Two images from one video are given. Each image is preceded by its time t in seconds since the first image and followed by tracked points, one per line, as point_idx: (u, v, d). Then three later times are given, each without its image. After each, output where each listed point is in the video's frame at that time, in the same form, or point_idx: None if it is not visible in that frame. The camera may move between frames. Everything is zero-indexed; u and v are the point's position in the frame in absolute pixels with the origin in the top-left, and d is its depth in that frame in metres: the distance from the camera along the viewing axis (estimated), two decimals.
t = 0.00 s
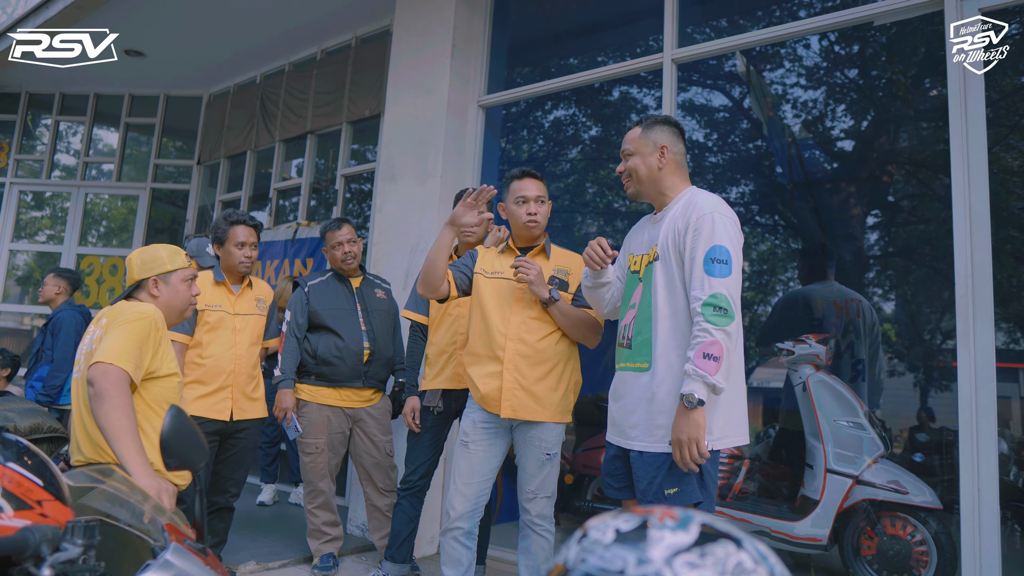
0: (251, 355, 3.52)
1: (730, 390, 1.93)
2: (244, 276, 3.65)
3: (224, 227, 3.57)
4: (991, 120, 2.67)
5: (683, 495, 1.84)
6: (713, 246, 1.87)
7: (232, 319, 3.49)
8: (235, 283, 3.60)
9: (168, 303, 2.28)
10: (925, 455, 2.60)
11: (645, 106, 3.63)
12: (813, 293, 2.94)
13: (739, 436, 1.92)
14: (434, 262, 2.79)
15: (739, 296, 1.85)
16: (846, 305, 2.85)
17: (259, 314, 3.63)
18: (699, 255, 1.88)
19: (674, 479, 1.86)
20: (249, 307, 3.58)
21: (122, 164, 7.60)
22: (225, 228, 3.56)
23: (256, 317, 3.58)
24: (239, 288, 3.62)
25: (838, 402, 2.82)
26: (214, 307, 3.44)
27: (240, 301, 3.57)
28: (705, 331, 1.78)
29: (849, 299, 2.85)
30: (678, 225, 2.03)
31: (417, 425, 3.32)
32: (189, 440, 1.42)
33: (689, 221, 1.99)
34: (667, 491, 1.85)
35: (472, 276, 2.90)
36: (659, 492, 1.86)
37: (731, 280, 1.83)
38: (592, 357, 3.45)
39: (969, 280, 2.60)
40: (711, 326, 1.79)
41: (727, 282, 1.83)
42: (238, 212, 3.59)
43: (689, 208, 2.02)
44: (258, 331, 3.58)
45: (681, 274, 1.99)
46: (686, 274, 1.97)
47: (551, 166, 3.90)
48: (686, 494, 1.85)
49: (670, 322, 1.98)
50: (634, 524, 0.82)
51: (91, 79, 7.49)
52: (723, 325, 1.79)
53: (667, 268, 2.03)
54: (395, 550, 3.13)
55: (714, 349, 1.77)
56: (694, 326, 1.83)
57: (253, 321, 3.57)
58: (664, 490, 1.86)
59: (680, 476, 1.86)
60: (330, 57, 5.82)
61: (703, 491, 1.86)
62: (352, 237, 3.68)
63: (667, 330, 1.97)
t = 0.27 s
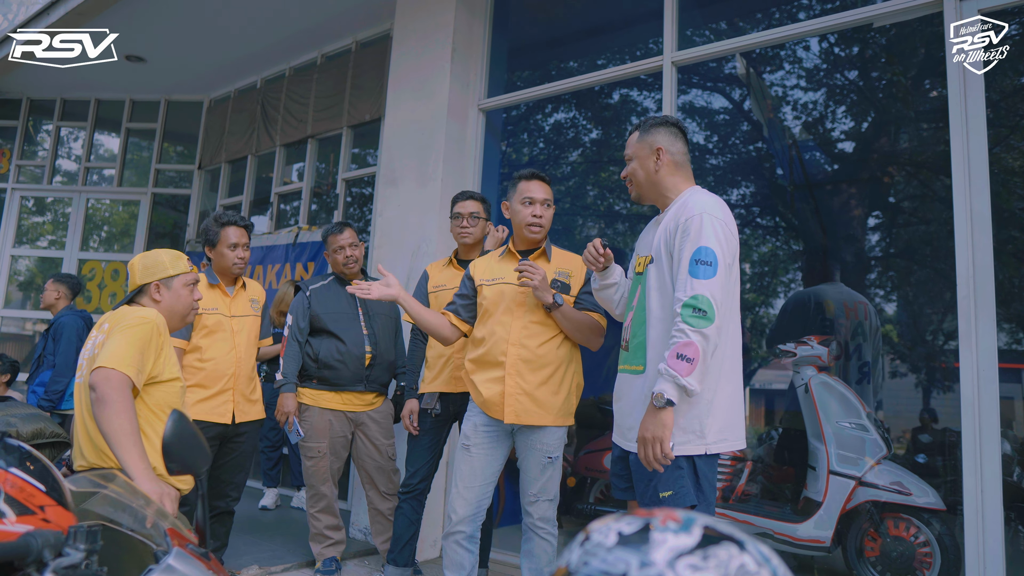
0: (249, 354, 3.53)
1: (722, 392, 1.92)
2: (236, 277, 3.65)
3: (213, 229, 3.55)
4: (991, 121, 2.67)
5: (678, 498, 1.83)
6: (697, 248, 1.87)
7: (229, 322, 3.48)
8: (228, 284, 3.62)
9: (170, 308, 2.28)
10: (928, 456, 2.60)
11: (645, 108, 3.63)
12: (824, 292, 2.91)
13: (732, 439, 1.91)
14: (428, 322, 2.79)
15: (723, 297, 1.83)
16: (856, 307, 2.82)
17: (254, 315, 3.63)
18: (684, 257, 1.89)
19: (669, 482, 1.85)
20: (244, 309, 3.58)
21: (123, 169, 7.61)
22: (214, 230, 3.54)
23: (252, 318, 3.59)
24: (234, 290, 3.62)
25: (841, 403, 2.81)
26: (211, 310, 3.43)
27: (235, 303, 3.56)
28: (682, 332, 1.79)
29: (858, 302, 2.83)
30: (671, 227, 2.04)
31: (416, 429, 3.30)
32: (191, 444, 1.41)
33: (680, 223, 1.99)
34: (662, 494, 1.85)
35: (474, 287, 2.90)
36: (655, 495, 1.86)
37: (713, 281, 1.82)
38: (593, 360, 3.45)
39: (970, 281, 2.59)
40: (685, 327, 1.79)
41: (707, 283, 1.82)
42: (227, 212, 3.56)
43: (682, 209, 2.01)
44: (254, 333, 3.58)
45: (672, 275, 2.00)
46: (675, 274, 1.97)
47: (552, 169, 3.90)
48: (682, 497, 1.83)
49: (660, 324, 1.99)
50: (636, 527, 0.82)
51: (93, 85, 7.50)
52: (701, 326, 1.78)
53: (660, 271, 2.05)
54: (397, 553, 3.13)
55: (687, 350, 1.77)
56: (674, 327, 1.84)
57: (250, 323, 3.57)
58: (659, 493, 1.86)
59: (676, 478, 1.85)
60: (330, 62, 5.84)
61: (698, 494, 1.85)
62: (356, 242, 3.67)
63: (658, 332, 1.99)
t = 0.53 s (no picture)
0: (247, 353, 3.53)
1: (719, 392, 1.92)
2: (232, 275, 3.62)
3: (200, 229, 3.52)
4: (994, 122, 2.67)
5: (675, 499, 1.83)
6: (691, 248, 1.87)
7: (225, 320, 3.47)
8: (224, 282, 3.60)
9: (173, 308, 2.29)
10: (931, 457, 2.60)
11: (647, 109, 3.63)
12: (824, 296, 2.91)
13: (730, 439, 1.91)
14: (430, 323, 2.79)
15: (717, 297, 1.83)
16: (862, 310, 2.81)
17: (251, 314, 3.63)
18: (678, 258, 1.89)
19: (667, 483, 1.85)
20: (241, 307, 3.58)
21: (126, 169, 7.62)
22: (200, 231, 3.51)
23: (249, 317, 3.58)
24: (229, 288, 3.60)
25: (842, 404, 2.81)
26: (207, 309, 3.42)
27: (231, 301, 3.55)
28: (673, 334, 1.79)
29: (862, 304, 2.82)
30: (668, 227, 2.04)
31: (416, 429, 3.29)
32: (193, 443, 1.42)
33: (676, 223, 1.99)
34: (660, 496, 1.86)
35: (472, 288, 2.90)
36: (653, 497, 1.87)
37: (706, 282, 1.82)
38: (596, 361, 3.45)
39: (973, 283, 2.59)
40: (677, 329, 1.79)
41: (699, 284, 1.82)
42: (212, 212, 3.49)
43: (679, 208, 2.02)
44: (251, 331, 3.59)
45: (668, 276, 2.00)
46: (671, 274, 1.97)
47: (554, 170, 3.90)
48: (679, 499, 1.83)
49: (657, 325, 2.00)
50: (638, 528, 0.82)
51: (96, 85, 7.52)
52: (693, 327, 1.79)
53: (657, 271, 2.05)
54: (399, 553, 3.13)
55: (679, 351, 1.78)
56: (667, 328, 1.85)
57: (247, 321, 3.57)
58: (657, 494, 1.86)
59: (673, 480, 1.85)
60: (333, 63, 5.84)
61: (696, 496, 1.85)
62: (355, 241, 3.68)
63: (654, 333, 1.99)
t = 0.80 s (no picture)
0: (243, 352, 3.53)
1: (718, 393, 1.92)
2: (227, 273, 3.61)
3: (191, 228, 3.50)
4: (995, 125, 2.67)
5: (675, 501, 1.83)
6: (683, 251, 1.87)
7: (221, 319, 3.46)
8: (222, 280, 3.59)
9: (174, 306, 2.29)
10: (930, 460, 2.60)
11: (649, 110, 3.63)
12: (828, 297, 2.91)
13: (730, 441, 1.90)
14: (428, 323, 2.79)
15: (711, 299, 1.83)
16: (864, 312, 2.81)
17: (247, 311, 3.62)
18: (670, 261, 1.89)
19: (667, 485, 1.85)
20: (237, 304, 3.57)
21: (127, 167, 7.62)
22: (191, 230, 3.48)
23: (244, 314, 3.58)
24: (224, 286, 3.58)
25: (842, 406, 2.81)
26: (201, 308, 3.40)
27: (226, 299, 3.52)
28: (669, 340, 1.79)
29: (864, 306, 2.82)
30: (662, 230, 2.04)
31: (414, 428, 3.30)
32: (193, 442, 1.42)
33: (668, 226, 1.99)
34: (659, 497, 1.86)
35: (470, 287, 2.89)
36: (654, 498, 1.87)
37: (699, 285, 1.82)
38: (596, 361, 3.45)
39: (974, 285, 2.59)
40: (673, 334, 1.79)
41: (693, 287, 1.82)
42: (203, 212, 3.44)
43: (672, 210, 2.02)
44: (247, 329, 3.58)
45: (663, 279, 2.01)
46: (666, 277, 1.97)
47: (555, 170, 3.90)
48: (679, 500, 1.84)
49: (654, 329, 2.00)
50: (638, 529, 0.82)
51: (97, 83, 7.52)
52: (688, 331, 1.79)
53: (653, 274, 2.05)
54: (398, 553, 3.13)
55: (676, 356, 1.78)
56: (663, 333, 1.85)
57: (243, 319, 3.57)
58: (658, 496, 1.87)
59: (673, 482, 1.85)
60: (334, 62, 5.84)
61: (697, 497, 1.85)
62: (356, 241, 3.67)
63: (652, 337, 2.00)
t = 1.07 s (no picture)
0: (241, 356, 3.53)
1: (718, 398, 1.91)
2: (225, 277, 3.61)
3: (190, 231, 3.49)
4: (997, 128, 2.67)
5: (679, 504, 1.82)
6: (681, 257, 1.87)
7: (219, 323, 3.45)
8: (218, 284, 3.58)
9: (177, 311, 2.30)
10: (933, 463, 2.59)
11: (650, 114, 3.63)
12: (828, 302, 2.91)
13: (731, 445, 1.90)
14: (429, 328, 2.79)
15: (708, 305, 1.82)
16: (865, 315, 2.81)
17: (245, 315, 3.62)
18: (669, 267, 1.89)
19: (672, 489, 1.85)
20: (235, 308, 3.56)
21: (129, 172, 7.64)
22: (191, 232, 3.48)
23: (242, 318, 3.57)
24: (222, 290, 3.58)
25: (844, 409, 2.81)
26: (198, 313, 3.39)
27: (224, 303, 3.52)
28: (666, 346, 1.79)
29: (865, 309, 2.82)
30: (662, 235, 2.04)
31: (415, 432, 3.30)
32: (195, 446, 1.42)
33: (669, 231, 1.99)
34: (664, 501, 1.85)
35: (470, 291, 2.89)
36: (659, 502, 1.86)
37: (697, 291, 1.82)
38: (597, 364, 3.44)
39: (976, 288, 2.59)
40: (671, 340, 1.79)
41: (691, 293, 1.82)
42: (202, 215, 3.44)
43: (672, 215, 2.02)
44: (245, 334, 3.58)
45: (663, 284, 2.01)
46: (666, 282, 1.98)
47: (557, 174, 3.90)
48: (682, 504, 1.83)
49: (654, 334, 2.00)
50: (640, 533, 0.82)
51: (100, 88, 7.55)
52: (686, 337, 1.79)
53: (654, 280, 2.06)
54: (399, 557, 3.12)
55: (673, 362, 1.78)
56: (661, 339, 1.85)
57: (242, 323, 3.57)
58: (662, 499, 1.86)
59: (677, 486, 1.85)
60: (336, 67, 5.86)
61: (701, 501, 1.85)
62: (357, 245, 3.68)
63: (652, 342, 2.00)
